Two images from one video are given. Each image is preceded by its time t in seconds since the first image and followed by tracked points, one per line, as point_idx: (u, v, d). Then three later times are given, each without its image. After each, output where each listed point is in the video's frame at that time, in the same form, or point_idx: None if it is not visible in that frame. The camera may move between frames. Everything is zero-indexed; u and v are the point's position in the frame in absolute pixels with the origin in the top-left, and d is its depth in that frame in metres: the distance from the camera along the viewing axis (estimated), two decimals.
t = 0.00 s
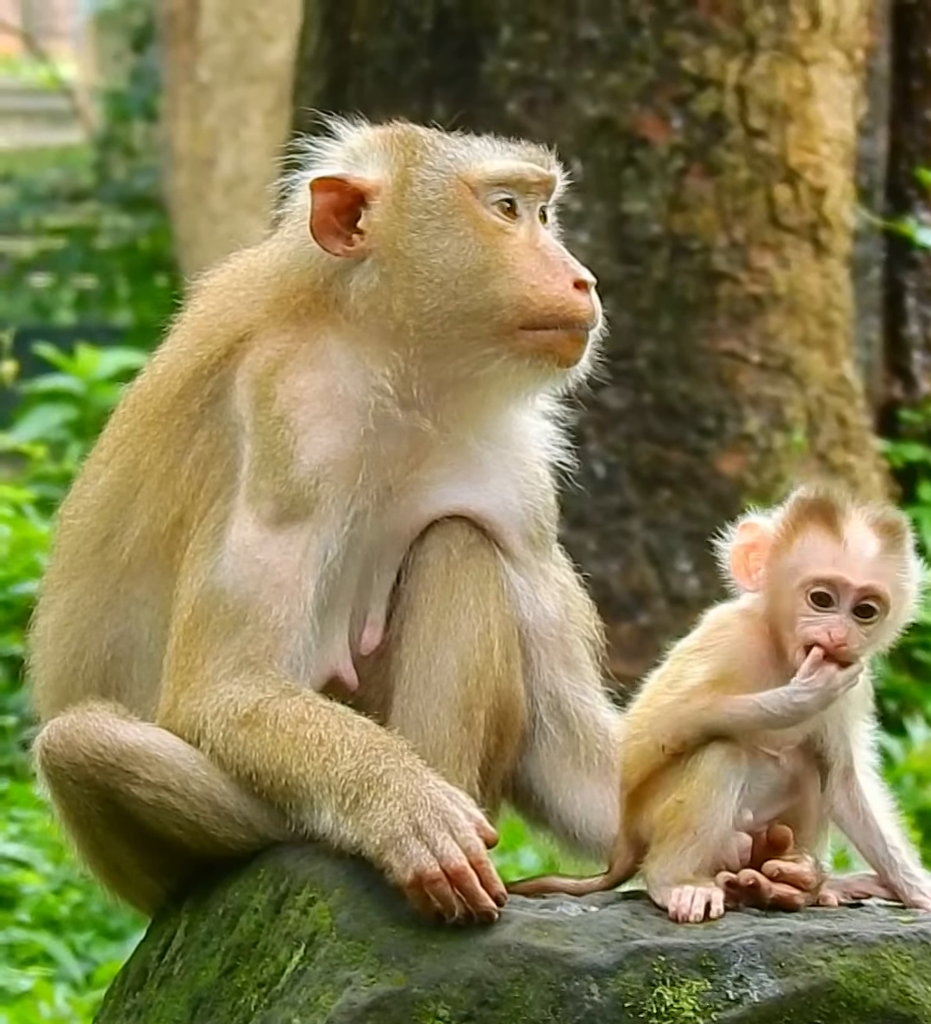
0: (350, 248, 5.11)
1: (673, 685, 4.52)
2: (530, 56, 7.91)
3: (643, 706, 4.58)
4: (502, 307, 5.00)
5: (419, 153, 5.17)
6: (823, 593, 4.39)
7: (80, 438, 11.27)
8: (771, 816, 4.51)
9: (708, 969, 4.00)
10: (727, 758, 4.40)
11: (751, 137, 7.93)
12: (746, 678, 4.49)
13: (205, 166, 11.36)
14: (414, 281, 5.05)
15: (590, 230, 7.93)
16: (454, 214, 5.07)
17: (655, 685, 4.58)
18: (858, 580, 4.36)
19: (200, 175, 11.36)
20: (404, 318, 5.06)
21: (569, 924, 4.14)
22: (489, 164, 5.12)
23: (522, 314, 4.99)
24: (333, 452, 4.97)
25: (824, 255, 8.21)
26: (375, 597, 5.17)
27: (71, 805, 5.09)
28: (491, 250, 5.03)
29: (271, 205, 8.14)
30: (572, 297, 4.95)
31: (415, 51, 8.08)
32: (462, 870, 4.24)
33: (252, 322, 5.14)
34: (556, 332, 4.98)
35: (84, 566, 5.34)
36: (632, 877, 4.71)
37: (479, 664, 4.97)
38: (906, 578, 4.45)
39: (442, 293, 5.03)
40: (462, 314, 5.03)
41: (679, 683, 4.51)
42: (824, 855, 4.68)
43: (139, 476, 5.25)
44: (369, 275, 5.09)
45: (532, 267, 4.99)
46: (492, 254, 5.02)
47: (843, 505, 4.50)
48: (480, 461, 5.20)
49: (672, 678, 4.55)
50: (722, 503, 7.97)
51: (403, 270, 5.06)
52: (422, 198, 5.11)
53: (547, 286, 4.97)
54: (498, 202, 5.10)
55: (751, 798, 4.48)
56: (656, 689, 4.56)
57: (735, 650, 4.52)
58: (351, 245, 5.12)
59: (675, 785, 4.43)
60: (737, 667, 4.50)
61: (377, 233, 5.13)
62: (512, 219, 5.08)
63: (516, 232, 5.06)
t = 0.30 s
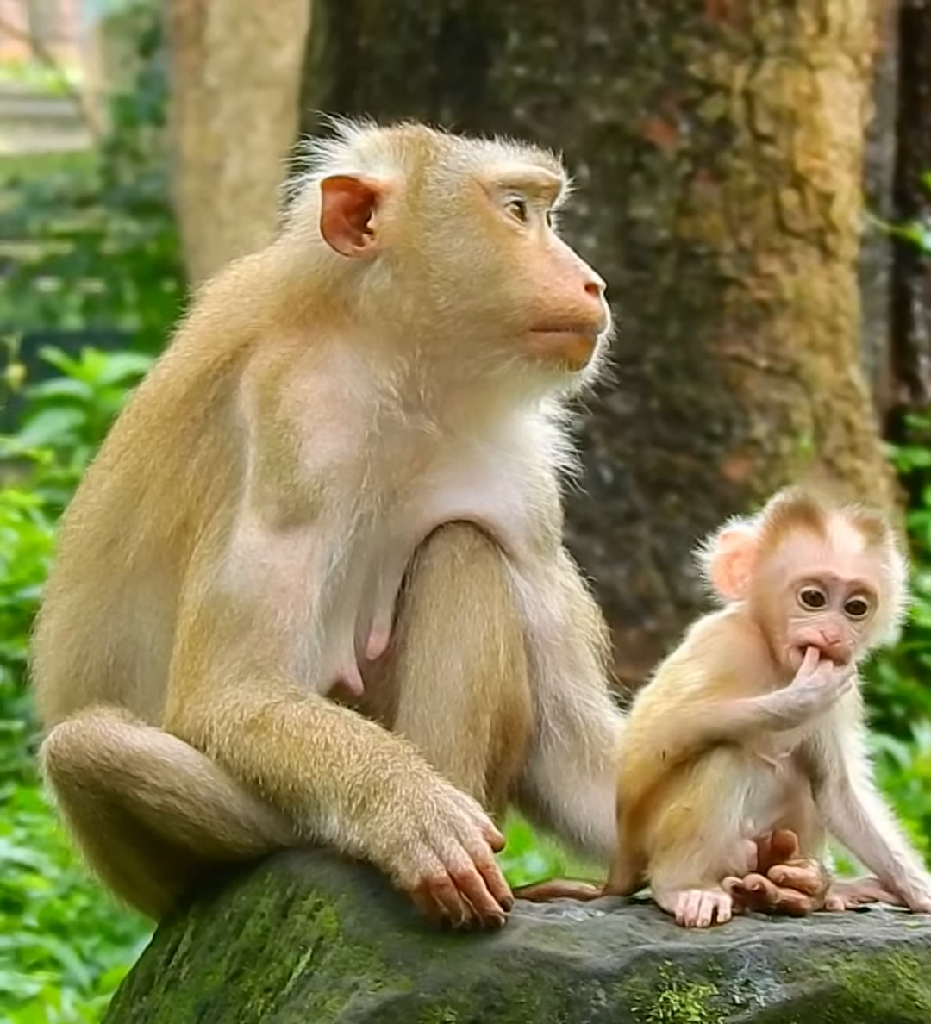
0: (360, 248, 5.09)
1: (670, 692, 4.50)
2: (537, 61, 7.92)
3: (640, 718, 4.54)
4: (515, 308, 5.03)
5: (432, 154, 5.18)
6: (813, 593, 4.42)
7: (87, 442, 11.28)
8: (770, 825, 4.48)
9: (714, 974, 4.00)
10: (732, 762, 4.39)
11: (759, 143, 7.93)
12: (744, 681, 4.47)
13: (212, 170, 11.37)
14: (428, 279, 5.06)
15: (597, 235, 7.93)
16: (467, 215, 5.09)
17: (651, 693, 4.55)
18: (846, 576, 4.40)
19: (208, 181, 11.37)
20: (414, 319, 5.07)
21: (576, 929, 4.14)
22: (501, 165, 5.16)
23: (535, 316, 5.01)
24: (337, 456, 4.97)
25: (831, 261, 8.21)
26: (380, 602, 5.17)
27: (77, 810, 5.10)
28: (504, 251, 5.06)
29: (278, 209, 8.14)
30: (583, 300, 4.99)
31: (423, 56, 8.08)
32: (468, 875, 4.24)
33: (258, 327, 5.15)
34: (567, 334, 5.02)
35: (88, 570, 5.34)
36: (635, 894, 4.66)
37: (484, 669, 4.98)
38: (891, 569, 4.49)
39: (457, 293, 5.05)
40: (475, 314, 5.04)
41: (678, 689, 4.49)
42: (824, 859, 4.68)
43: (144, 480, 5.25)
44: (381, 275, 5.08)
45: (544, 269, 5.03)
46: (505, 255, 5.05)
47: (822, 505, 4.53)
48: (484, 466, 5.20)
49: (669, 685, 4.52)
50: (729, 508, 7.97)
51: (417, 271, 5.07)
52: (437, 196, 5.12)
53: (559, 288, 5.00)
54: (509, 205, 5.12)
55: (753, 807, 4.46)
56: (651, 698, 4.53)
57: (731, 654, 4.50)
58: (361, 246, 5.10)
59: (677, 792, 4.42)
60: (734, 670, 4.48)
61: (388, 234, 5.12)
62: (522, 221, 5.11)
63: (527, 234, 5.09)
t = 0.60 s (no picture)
0: (379, 235, 5.11)
1: (663, 693, 4.46)
2: (544, 65, 7.92)
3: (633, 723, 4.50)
4: (536, 293, 5.05)
5: (451, 141, 5.21)
6: (811, 590, 4.40)
7: (94, 447, 11.28)
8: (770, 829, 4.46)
9: (721, 978, 3.99)
10: (726, 762, 4.37)
11: (766, 147, 7.93)
12: (739, 679, 4.44)
13: (219, 175, 11.38)
14: (457, 261, 5.09)
15: (604, 239, 7.92)
16: (492, 199, 5.12)
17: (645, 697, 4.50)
18: (843, 571, 4.39)
19: (214, 186, 11.38)
20: (430, 307, 5.09)
21: (583, 933, 4.13)
22: (514, 155, 5.21)
23: (555, 303, 5.04)
24: (342, 457, 4.97)
25: (838, 265, 8.21)
26: (385, 605, 5.17)
27: (84, 815, 5.10)
28: (525, 237, 5.09)
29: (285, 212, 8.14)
30: (601, 288, 5.02)
31: (429, 60, 8.08)
32: (476, 878, 4.24)
33: (262, 330, 5.14)
34: (586, 322, 5.03)
35: (92, 576, 5.34)
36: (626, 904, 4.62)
37: (490, 672, 4.97)
38: (883, 564, 4.49)
39: (485, 275, 5.07)
40: (498, 299, 5.07)
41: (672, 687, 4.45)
42: (827, 859, 4.67)
43: (147, 486, 5.25)
44: (400, 264, 5.10)
45: (561, 258, 5.06)
46: (526, 240, 5.08)
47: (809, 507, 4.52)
48: (489, 467, 5.18)
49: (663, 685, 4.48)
50: (736, 512, 7.97)
51: (442, 252, 5.10)
52: (462, 179, 5.14)
53: (578, 275, 5.03)
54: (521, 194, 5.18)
55: (746, 815, 4.43)
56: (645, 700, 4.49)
57: (726, 653, 4.47)
58: (379, 232, 5.12)
59: (671, 794, 4.39)
60: (729, 670, 4.45)
61: (407, 221, 5.13)
62: (535, 211, 5.16)
63: (543, 224, 5.13)
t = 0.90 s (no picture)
0: (393, 237, 5.10)
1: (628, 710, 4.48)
2: (551, 71, 7.92)
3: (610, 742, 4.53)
4: (549, 299, 5.06)
5: (466, 148, 5.20)
6: (755, 578, 4.43)
7: (101, 452, 11.31)
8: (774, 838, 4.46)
9: (728, 984, 3.99)
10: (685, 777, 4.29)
11: (773, 152, 7.93)
12: (692, 689, 4.45)
13: (226, 180, 11.39)
14: (473, 262, 5.09)
15: (611, 245, 7.92)
16: (508, 204, 5.13)
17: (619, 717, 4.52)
18: (784, 553, 4.43)
19: (221, 191, 11.40)
20: (441, 310, 5.09)
21: (589, 939, 4.14)
22: (527, 162, 5.22)
23: (567, 309, 5.06)
24: (348, 463, 4.97)
25: (845, 270, 8.22)
26: (390, 611, 5.15)
27: (90, 821, 5.10)
28: (538, 243, 5.10)
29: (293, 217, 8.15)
30: (611, 295, 5.05)
31: (436, 66, 8.09)
32: (482, 884, 4.24)
33: (271, 336, 5.14)
34: (597, 328, 5.05)
35: (98, 582, 5.34)
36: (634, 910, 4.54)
37: (495, 678, 4.96)
38: (830, 540, 4.51)
39: (503, 277, 5.08)
40: (511, 304, 5.08)
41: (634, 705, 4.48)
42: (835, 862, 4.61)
43: (153, 492, 5.25)
44: (413, 268, 5.09)
45: (572, 265, 5.09)
46: (539, 247, 5.10)
47: (742, 496, 4.56)
48: (496, 470, 5.18)
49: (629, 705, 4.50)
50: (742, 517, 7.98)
51: (456, 255, 5.10)
52: (477, 183, 5.15)
53: (589, 282, 5.06)
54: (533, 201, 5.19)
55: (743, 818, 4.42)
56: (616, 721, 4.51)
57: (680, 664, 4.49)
58: (392, 234, 5.11)
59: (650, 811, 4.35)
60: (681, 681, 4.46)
61: (420, 224, 5.12)
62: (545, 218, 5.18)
63: (552, 233, 5.15)
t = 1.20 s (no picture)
0: (404, 238, 5.10)
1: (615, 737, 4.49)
2: (552, 72, 7.91)
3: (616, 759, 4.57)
4: (558, 302, 5.08)
5: (478, 152, 5.21)
6: (722, 587, 4.38)
7: (103, 454, 11.30)
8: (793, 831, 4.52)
9: (730, 985, 3.99)
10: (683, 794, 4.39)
11: (773, 153, 7.93)
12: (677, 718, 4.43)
13: (227, 182, 11.40)
14: (483, 263, 5.10)
15: (612, 246, 7.91)
16: (520, 206, 5.15)
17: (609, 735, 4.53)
18: (750, 562, 4.37)
19: (222, 194, 11.40)
20: (449, 314, 5.10)
21: (589, 941, 4.14)
22: (536, 165, 5.24)
23: (577, 311, 5.07)
24: (351, 464, 4.97)
25: (846, 271, 8.24)
26: (393, 613, 5.16)
27: (93, 822, 5.10)
28: (548, 246, 5.12)
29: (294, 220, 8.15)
30: (619, 299, 5.08)
31: (436, 68, 8.08)
32: (484, 886, 4.23)
33: (276, 336, 5.14)
34: (605, 332, 5.08)
35: (102, 584, 5.34)
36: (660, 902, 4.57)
37: (497, 679, 4.95)
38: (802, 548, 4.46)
39: (512, 278, 5.10)
40: (521, 306, 5.10)
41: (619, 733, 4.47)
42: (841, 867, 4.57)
43: (156, 493, 5.25)
44: (422, 270, 5.10)
45: (580, 268, 5.11)
46: (549, 250, 5.12)
47: (714, 501, 4.50)
48: (500, 474, 5.18)
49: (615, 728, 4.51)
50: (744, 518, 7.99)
51: (468, 258, 5.11)
52: (489, 185, 5.16)
53: (596, 286, 5.08)
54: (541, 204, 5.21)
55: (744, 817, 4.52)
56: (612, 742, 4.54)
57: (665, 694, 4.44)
58: (404, 235, 5.11)
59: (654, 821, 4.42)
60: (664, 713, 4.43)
61: (431, 225, 5.13)
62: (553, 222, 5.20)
63: (560, 238, 5.17)
